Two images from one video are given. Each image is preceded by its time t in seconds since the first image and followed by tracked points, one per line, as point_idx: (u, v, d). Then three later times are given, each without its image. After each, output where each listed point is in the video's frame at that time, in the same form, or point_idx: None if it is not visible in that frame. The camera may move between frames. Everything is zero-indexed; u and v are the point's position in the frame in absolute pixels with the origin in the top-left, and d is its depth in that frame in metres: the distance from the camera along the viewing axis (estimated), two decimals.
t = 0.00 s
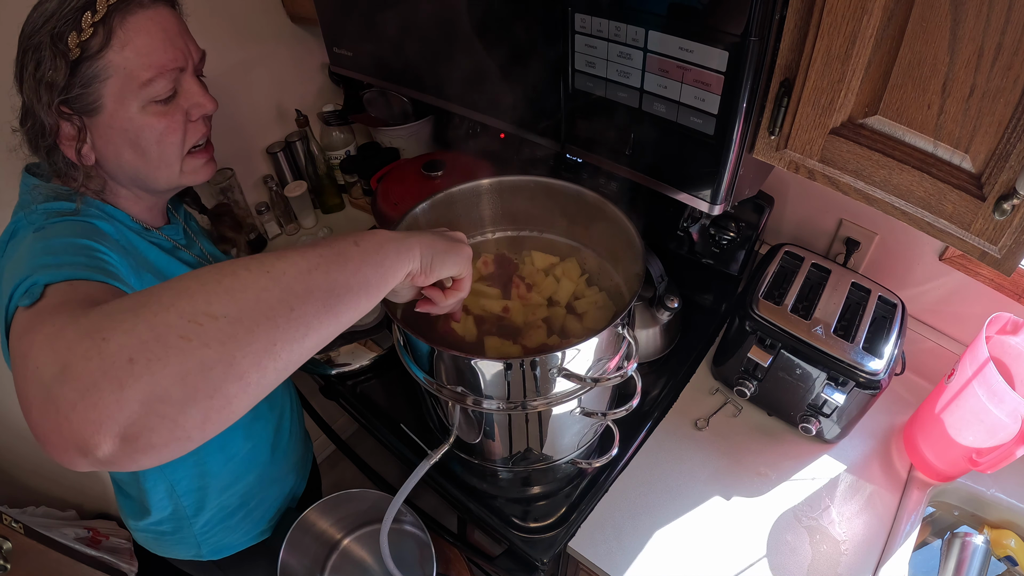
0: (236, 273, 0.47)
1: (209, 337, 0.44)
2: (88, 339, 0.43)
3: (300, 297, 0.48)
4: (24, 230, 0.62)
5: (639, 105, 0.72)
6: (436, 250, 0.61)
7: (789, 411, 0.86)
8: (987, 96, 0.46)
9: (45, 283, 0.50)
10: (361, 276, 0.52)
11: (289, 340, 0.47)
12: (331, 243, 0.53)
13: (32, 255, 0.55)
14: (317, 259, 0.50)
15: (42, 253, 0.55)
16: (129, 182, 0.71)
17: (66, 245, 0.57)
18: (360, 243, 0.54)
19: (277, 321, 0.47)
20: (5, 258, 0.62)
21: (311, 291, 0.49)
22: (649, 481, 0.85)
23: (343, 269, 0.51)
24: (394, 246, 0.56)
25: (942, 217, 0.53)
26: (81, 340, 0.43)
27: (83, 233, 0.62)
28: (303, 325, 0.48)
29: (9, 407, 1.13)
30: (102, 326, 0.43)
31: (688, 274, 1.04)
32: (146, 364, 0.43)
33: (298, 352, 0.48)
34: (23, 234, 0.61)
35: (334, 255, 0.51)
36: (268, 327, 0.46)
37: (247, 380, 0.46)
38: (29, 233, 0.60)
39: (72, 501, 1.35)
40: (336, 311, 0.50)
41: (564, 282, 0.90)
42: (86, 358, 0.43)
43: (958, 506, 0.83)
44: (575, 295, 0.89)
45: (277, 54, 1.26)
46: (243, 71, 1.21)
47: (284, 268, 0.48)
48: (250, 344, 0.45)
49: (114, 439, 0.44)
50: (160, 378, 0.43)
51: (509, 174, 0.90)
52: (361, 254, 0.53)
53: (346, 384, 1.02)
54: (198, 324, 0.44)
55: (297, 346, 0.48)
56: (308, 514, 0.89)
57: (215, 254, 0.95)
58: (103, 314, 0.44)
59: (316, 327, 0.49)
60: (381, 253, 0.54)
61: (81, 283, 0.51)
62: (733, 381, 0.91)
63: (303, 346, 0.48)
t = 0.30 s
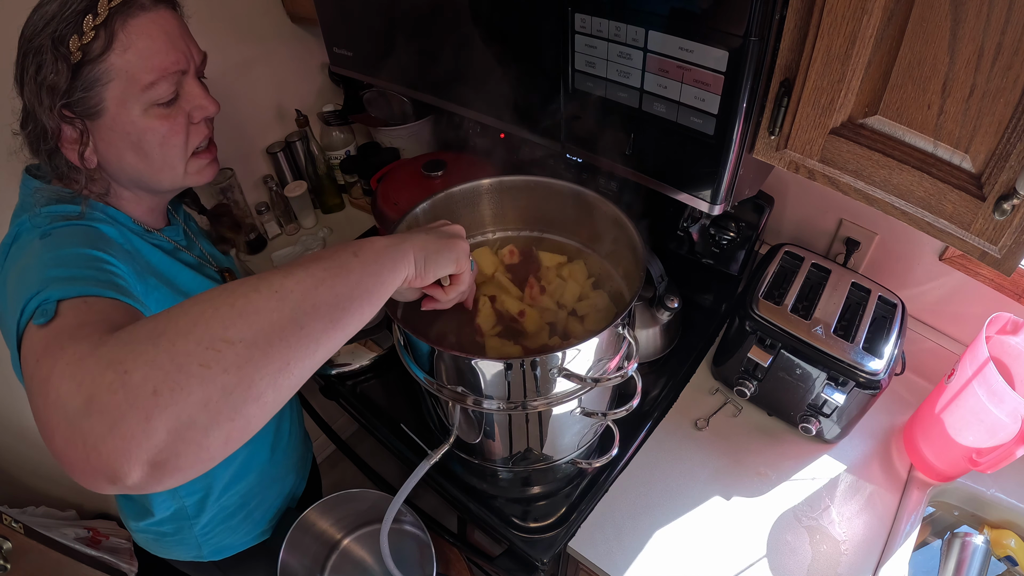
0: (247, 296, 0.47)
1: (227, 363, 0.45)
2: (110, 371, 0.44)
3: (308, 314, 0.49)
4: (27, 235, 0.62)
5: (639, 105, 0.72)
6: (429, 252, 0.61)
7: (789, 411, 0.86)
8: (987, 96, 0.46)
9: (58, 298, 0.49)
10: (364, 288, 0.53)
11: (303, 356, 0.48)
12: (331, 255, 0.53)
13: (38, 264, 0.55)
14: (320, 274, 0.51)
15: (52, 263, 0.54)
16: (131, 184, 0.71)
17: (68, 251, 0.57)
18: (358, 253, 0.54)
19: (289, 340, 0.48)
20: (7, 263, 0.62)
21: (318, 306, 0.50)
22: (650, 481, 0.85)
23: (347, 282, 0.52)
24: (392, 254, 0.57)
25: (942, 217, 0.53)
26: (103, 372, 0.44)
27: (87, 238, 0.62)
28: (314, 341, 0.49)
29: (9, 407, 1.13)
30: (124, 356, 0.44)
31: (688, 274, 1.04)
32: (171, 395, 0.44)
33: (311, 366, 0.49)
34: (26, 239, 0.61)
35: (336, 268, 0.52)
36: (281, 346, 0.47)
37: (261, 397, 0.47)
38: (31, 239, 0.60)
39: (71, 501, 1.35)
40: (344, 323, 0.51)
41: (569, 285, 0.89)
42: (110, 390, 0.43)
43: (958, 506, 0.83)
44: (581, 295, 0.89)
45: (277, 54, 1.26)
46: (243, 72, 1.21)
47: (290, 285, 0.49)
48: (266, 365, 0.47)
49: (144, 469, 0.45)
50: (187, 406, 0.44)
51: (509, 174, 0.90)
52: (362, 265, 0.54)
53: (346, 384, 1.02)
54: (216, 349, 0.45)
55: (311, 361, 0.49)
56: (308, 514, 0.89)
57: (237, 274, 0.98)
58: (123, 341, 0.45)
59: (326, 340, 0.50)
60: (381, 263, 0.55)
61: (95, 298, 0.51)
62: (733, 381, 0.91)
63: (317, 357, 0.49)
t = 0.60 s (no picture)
0: (229, 329, 0.46)
1: (209, 403, 0.44)
2: (95, 411, 0.44)
3: (296, 346, 0.48)
4: (23, 241, 0.62)
5: (639, 104, 0.72)
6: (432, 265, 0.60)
7: (789, 411, 0.87)
8: (987, 96, 0.46)
9: (49, 319, 0.49)
10: (356, 314, 0.52)
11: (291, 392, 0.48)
12: (326, 274, 0.52)
13: (32, 277, 0.55)
14: (313, 298, 0.50)
15: (45, 280, 0.54)
16: (128, 185, 0.71)
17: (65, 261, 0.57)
18: (357, 270, 0.53)
19: (276, 375, 0.47)
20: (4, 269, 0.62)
21: (309, 336, 0.49)
22: (650, 481, 0.85)
23: (339, 308, 0.51)
24: (392, 270, 0.56)
25: (942, 217, 0.53)
26: (88, 412, 0.44)
27: (83, 245, 0.62)
28: (302, 373, 0.48)
29: (9, 408, 1.13)
30: (107, 396, 0.44)
31: (688, 274, 1.04)
32: (151, 438, 0.43)
33: (298, 399, 0.49)
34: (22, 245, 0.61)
35: (329, 291, 0.51)
36: (266, 383, 0.46)
37: (246, 434, 0.46)
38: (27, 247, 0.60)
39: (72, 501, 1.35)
40: (335, 350, 0.50)
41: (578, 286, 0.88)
42: (95, 432, 0.43)
43: (958, 506, 0.83)
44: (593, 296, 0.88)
45: (277, 54, 1.26)
46: (243, 72, 1.21)
47: (279, 315, 0.48)
48: (250, 403, 0.46)
49: (132, 502, 0.46)
50: (169, 447, 0.44)
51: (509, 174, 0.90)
52: (359, 283, 0.53)
53: (346, 384, 1.02)
54: (197, 390, 0.44)
55: (299, 393, 0.49)
56: (308, 514, 0.89)
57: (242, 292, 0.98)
58: (110, 376, 0.45)
59: (315, 371, 0.49)
60: (380, 283, 0.54)
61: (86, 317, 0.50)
62: (733, 381, 0.91)
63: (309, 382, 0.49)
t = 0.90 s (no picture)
0: (146, 322, 0.43)
1: (138, 400, 0.42)
2: (38, 434, 0.43)
3: (219, 322, 0.45)
4: (21, 243, 0.63)
5: (639, 104, 0.72)
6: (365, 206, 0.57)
7: (789, 411, 0.87)
8: (987, 96, 0.46)
9: (28, 336, 0.49)
10: (281, 277, 0.48)
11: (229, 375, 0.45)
12: (241, 240, 0.49)
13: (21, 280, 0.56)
14: (230, 269, 0.47)
15: (26, 291, 0.54)
16: (131, 184, 0.71)
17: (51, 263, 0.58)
18: (275, 226, 0.50)
19: (204, 355, 0.44)
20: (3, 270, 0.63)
21: (232, 308, 0.45)
22: (649, 481, 0.84)
23: (260, 276, 0.47)
24: (316, 224, 0.52)
25: (942, 217, 0.53)
26: (32, 438, 0.43)
27: (76, 247, 0.62)
28: (235, 349, 0.45)
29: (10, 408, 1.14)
30: (45, 415, 0.43)
31: (688, 274, 1.04)
32: (89, 451, 0.42)
33: (240, 380, 0.46)
34: (19, 246, 0.62)
35: (245, 257, 0.48)
36: (195, 366, 0.43)
37: (194, 428, 0.44)
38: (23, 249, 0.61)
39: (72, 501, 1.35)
40: (266, 315, 0.47)
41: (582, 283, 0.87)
42: (40, 457, 0.42)
43: (958, 506, 0.83)
44: (594, 291, 0.87)
45: (277, 54, 1.26)
46: (243, 72, 1.21)
47: (195, 294, 0.45)
48: (183, 391, 0.43)
49: (98, 518, 0.45)
50: (111, 455, 0.42)
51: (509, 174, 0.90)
52: (280, 238, 0.50)
53: (346, 384, 1.02)
54: (123, 390, 0.42)
55: (237, 369, 0.45)
56: (308, 514, 0.89)
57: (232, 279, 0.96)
58: (47, 397, 0.43)
59: (250, 343, 0.46)
60: (299, 235, 0.51)
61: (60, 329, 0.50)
62: (733, 381, 0.91)
63: (254, 356, 0.46)
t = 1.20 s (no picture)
0: (250, 298, 0.48)
1: (246, 361, 0.46)
2: (131, 386, 0.44)
3: (312, 305, 0.50)
4: (32, 241, 0.62)
5: (639, 104, 0.72)
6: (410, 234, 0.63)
7: (789, 411, 0.86)
8: (987, 96, 0.46)
9: (69, 314, 0.49)
10: (354, 274, 0.54)
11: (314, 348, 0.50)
12: (319, 249, 0.54)
13: (47, 269, 0.55)
14: (314, 265, 0.52)
15: (61, 275, 0.54)
16: (140, 183, 0.72)
17: (76, 255, 0.58)
18: (344, 242, 0.56)
19: (299, 332, 0.49)
20: (13, 271, 0.61)
21: (320, 294, 0.51)
22: (650, 481, 0.84)
23: (340, 272, 0.53)
24: (376, 240, 0.58)
25: (942, 217, 0.53)
26: (123, 389, 0.44)
27: (95, 242, 0.62)
28: (320, 330, 0.50)
29: (10, 408, 1.13)
30: (141, 369, 0.44)
31: (688, 274, 1.04)
32: (197, 400, 0.44)
33: (320, 355, 0.50)
34: (31, 245, 0.61)
35: (326, 258, 0.53)
36: (292, 339, 0.48)
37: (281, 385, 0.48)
38: (38, 244, 0.60)
39: (71, 502, 1.35)
40: (344, 308, 0.53)
41: (583, 283, 0.87)
42: (136, 406, 0.44)
43: (958, 506, 0.83)
44: (594, 291, 0.86)
45: (277, 54, 1.26)
46: (243, 72, 1.21)
47: (290, 279, 0.50)
48: (281, 358, 0.47)
49: (180, 475, 0.46)
50: (214, 408, 0.45)
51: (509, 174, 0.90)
52: (349, 253, 0.55)
53: (346, 384, 1.02)
54: (232, 350, 0.46)
55: (320, 347, 0.50)
56: (308, 514, 0.89)
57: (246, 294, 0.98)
58: (140, 353, 0.45)
59: (330, 326, 0.51)
60: (367, 248, 0.57)
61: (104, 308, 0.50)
62: (733, 381, 0.91)
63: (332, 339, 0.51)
